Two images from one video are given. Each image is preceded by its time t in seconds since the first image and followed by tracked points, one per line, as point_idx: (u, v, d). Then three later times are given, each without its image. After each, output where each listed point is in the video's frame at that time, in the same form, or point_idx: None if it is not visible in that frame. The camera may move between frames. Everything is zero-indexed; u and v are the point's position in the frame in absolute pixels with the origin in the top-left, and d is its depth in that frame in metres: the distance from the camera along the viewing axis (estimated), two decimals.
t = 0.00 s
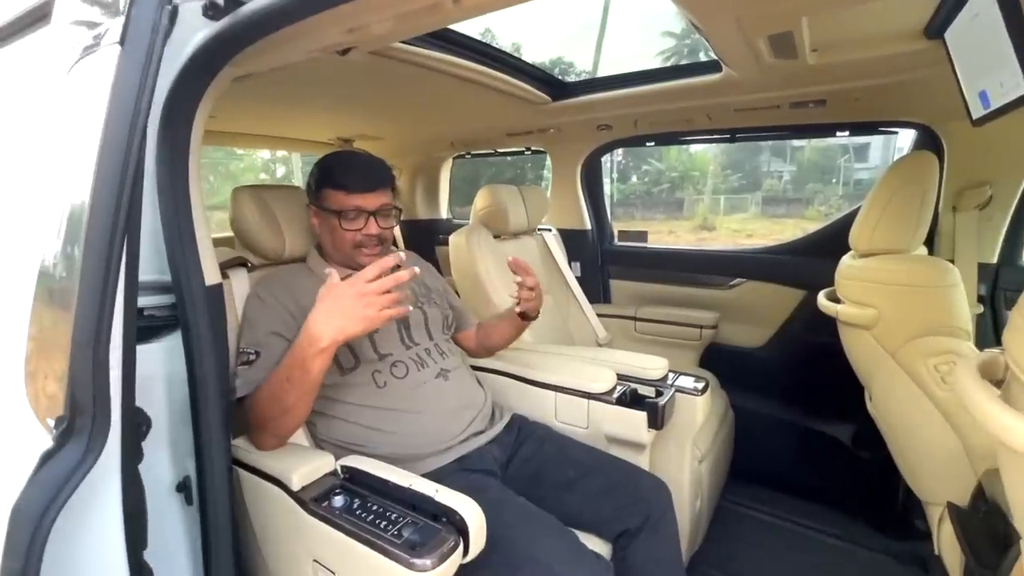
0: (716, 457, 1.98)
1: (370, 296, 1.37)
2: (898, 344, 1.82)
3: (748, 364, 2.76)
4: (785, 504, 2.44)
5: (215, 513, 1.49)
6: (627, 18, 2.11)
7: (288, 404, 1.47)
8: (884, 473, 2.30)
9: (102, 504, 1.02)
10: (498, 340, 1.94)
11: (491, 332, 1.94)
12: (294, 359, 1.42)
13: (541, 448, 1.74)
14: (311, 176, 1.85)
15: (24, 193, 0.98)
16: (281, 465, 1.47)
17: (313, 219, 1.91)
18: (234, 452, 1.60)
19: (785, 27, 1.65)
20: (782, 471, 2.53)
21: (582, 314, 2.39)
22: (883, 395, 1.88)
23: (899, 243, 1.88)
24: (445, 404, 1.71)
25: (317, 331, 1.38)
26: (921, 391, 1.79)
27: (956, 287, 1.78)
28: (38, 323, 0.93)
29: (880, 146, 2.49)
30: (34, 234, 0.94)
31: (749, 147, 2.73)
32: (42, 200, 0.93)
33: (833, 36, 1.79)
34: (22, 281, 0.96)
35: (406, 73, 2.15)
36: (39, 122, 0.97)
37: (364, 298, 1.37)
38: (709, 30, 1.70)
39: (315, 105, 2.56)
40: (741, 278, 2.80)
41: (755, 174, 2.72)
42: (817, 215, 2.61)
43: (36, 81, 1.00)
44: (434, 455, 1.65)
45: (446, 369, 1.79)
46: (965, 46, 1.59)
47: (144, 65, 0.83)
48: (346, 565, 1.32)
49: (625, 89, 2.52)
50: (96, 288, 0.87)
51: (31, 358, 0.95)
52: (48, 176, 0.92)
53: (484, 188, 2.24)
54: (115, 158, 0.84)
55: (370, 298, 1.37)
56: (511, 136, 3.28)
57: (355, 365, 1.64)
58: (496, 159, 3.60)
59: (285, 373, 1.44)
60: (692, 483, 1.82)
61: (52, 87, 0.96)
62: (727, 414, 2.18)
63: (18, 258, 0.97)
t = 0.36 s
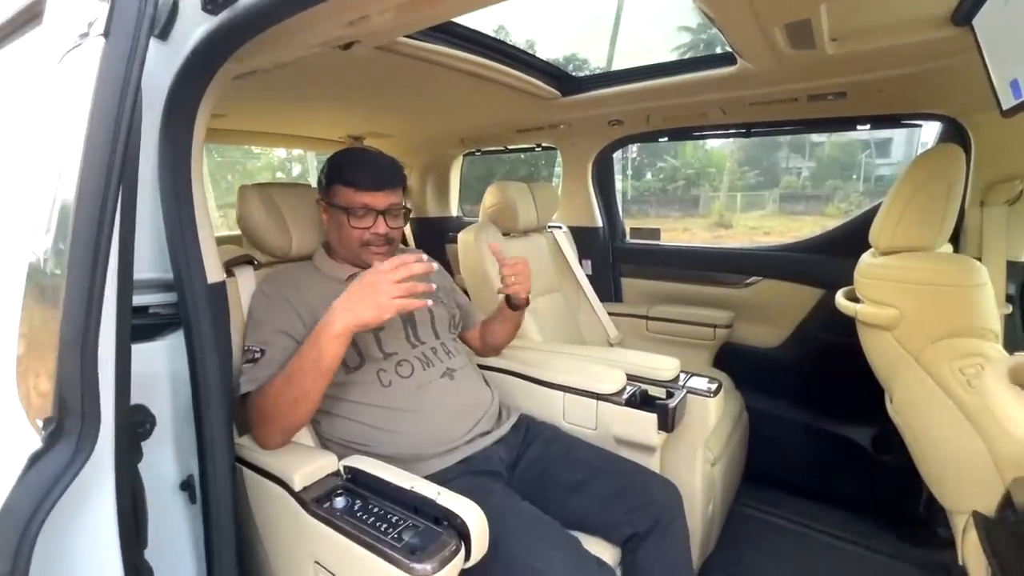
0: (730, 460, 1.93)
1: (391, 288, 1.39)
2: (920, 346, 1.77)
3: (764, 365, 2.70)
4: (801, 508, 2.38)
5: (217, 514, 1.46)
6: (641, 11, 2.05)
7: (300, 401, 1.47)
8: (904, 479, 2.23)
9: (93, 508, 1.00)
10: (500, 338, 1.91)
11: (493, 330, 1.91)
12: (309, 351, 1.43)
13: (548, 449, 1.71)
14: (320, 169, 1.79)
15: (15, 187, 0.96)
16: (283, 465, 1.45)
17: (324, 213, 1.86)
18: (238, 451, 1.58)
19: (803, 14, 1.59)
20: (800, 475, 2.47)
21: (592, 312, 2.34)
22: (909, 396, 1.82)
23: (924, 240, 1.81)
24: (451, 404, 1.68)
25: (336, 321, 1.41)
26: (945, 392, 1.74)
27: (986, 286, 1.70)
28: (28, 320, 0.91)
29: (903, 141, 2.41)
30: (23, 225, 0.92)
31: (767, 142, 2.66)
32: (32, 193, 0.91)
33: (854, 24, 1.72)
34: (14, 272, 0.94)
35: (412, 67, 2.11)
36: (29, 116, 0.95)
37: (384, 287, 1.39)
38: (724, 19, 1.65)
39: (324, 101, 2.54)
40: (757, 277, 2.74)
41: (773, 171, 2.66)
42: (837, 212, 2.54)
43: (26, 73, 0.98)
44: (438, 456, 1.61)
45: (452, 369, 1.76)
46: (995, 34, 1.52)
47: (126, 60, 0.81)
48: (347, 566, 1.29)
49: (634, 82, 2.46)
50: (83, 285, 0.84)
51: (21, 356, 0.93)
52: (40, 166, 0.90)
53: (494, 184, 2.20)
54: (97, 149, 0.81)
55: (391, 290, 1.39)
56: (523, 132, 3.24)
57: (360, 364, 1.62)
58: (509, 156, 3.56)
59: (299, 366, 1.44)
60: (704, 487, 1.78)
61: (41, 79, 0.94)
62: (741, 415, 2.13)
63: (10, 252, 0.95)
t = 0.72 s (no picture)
0: (743, 464, 1.88)
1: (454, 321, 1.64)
2: (945, 349, 1.70)
3: (783, 366, 2.63)
4: (818, 514, 2.32)
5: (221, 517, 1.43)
6: (661, 8, 2.00)
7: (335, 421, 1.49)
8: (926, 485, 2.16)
9: (84, 511, 0.98)
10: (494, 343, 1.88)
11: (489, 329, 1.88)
12: (360, 377, 1.50)
13: (553, 452, 1.68)
14: (328, 165, 1.74)
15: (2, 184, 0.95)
16: (283, 465, 1.43)
17: (328, 213, 1.78)
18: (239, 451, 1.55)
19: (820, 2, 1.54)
20: (817, 479, 2.41)
21: (602, 308, 2.30)
22: (931, 400, 1.75)
23: (948, 238, 1.74)
24: (454, 404, 1.65)
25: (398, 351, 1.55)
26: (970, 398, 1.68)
27: (1016, 287, 1.62)
28: (14, 318, 0.90)
29: (929, 136, 2.34)
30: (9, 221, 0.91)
31: (786, 138, 2.60)
32: (17, 190, 0.90)
33: (874, 11, 1.66)
34: (2, 268, 0.93)
35: (419, 63, 2.08)
36: (15, 113, 0.94)
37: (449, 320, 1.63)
38: (737, 7, 1.60)
39: (332, 99, 2.53)
40: (773, 275, 2.68)
41: (792, 167, 2.60)
42: (857, 209, 2.47)
43: (14, 68, 0.97)
44: (440, 458, 1.59)
45: (456, 368, 1.73)
46: None
47: (106, 54, 0.79)
48: (345, 570, 1.27)
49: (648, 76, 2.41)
50: (66, 284, 0.83)
51: (8, 355, 0.92)
52: (25, 160, 0.89)
53: (503, 181, 2.16)
54: (78, 142, 0.79)
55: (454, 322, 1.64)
56: (533, 129, 3.20)
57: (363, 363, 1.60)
58: (522, 153, 3.52)
59: (344, 388, 1.48)
60: (717, 491, 1.74)
61: (27, 75, 0.92)
62: (755, 417, 2.08)
63: None
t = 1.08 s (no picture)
0: (755, 468, 1.84)
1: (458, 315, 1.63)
2: (967, 352, 1.65)
3: (800, 368, 2.57)
4: (835, 520, 2.26)
5: (221, 520, 1.39)
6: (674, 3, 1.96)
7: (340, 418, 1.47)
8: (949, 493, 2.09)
9: (75, 514, 0.98)
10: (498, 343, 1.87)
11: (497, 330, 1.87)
12: (361, 372, 1.48)
13: (558, 455, 1.65)
14: (330, 164, 1.73)
15: None
16: (284, 464, 1.41)
17: (330, 212, 1.77)
18: (244, 449, 1.55)
19: None
20: (835, 483, 2.35)
21: (612, 309, 2.26)
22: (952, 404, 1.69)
23: (971, 235, 1.68)
24: (459, 404, 1.63)
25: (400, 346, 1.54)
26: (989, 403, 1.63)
27: None
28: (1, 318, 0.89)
29: (955, 129, 2.24)
30: None
31: (805, 133, 2.53)
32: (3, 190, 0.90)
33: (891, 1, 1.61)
34: None
35: (423, 60, 2.07)
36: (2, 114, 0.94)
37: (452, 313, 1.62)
38: None
39: (339, 98, 2.53)
40: (788, 274, 2.62)
41: (811, 164, 2.54)
42: (879, 206, 2.40)
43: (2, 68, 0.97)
44: (443, 458, 1.57)
45: (460, 368, 1.71)
46: None
47: (87, 54, 0.79)
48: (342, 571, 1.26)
49: (659, 72, 2.37)
50: (50, 286, 0.83)
51: None
52: (12, 159, 0.89)
53: (511, 179, 2.12)
54: (61, 139, 0.79)
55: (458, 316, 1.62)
56: (542, 127, 3.18)
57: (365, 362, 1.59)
58: (536, 151, 3.49)
59: (345, 384, 1.47)
60: (727, 495, 1.70)
61: (14, 75, 0.92)
62: (769, 420, 2.03)
63: None
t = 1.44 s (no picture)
0: (765, 468, 1.82)
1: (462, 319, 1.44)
2: (984, 352, 1.60)
3: (814, 367, 2.52)
4: (849, 522, 2.23)
5: (222, 518, 1.38)
6: None
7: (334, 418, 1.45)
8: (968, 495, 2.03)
9: (72, 512, 0.97)
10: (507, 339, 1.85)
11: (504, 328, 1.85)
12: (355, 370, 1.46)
13: (562, 454, 1.63)
14: (331, 164, 1.74)
15: None
16: (286, 461, 1.41)
17: (335, 210, 1.78)
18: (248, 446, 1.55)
19: None
20: (849, 485, 2.31)
21: (620, 306, 2.23)
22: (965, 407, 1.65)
23: (994, 232, 1.64)
24: (462, 402, 1.63)
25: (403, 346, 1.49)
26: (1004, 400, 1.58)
27: None
28: None
29: (978, 123, 2.18)
30: None
31: (823, 128, 2.49)
32: None
33: None
34: None
35: (427, 56, 2.06)
36: None
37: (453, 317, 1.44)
38: None
39: (345, 95, 2.53)
40: (800, 272, 2.58)
41: (828, 160, 2.49)
42: (899, 201, 2.35)
43: None
44: (447, 456, 1.56)
45: (463, 366, 1.70)
46: None
47: (73, 49, 0.79)
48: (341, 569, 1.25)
49: (668, 66, 2.33)
50: (40, 287, 0.83)
51: None
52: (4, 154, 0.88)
53: (517, 176, 2.09)
54: (49, 136, 0.79)
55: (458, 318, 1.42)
56: (550, 123, 3.16)
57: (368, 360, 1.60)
58: (547, 148, 3.46)
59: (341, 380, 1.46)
60: (735, 496, 1.68)
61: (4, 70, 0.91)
62: (779, 421, 1.99)
63: None
